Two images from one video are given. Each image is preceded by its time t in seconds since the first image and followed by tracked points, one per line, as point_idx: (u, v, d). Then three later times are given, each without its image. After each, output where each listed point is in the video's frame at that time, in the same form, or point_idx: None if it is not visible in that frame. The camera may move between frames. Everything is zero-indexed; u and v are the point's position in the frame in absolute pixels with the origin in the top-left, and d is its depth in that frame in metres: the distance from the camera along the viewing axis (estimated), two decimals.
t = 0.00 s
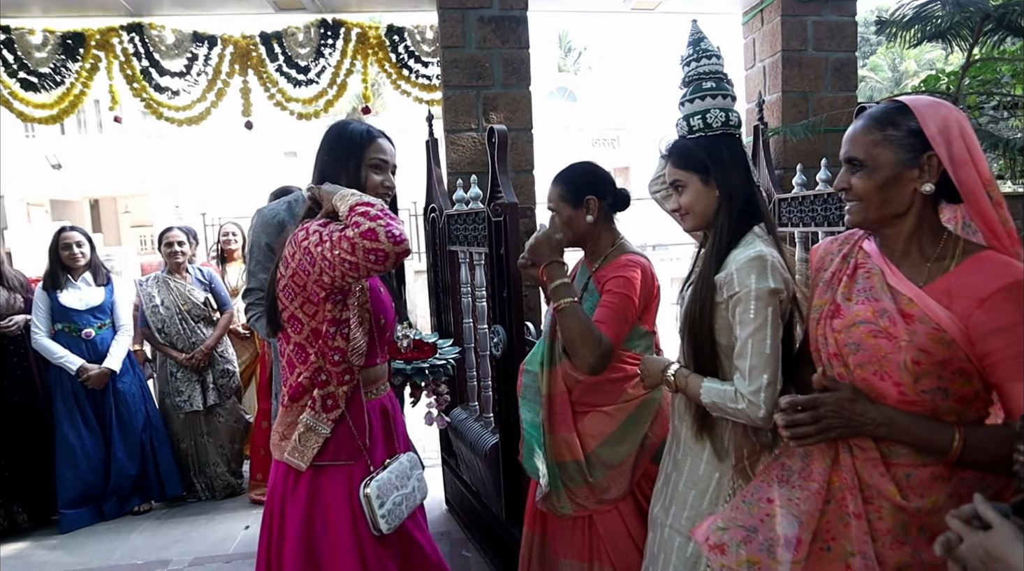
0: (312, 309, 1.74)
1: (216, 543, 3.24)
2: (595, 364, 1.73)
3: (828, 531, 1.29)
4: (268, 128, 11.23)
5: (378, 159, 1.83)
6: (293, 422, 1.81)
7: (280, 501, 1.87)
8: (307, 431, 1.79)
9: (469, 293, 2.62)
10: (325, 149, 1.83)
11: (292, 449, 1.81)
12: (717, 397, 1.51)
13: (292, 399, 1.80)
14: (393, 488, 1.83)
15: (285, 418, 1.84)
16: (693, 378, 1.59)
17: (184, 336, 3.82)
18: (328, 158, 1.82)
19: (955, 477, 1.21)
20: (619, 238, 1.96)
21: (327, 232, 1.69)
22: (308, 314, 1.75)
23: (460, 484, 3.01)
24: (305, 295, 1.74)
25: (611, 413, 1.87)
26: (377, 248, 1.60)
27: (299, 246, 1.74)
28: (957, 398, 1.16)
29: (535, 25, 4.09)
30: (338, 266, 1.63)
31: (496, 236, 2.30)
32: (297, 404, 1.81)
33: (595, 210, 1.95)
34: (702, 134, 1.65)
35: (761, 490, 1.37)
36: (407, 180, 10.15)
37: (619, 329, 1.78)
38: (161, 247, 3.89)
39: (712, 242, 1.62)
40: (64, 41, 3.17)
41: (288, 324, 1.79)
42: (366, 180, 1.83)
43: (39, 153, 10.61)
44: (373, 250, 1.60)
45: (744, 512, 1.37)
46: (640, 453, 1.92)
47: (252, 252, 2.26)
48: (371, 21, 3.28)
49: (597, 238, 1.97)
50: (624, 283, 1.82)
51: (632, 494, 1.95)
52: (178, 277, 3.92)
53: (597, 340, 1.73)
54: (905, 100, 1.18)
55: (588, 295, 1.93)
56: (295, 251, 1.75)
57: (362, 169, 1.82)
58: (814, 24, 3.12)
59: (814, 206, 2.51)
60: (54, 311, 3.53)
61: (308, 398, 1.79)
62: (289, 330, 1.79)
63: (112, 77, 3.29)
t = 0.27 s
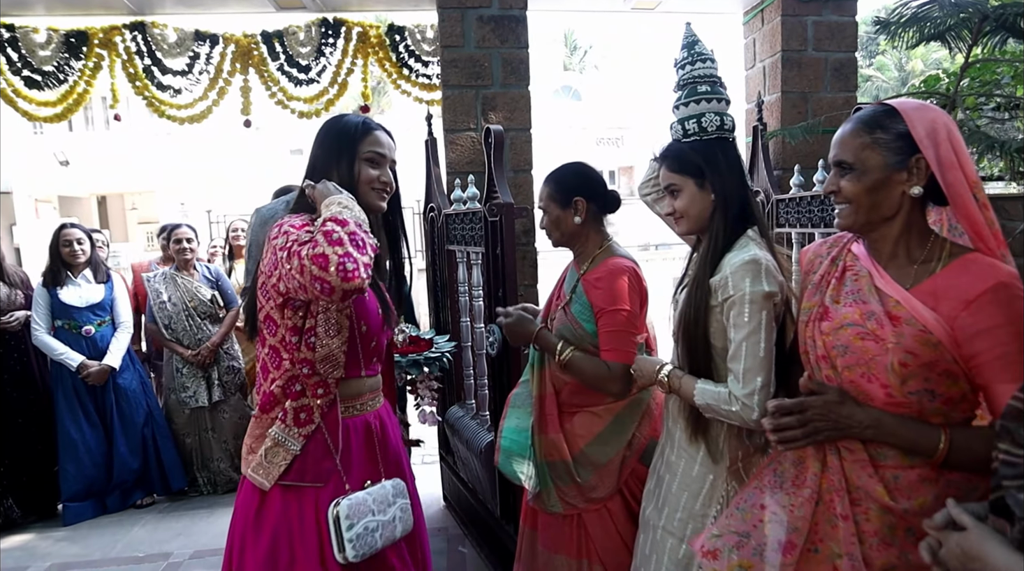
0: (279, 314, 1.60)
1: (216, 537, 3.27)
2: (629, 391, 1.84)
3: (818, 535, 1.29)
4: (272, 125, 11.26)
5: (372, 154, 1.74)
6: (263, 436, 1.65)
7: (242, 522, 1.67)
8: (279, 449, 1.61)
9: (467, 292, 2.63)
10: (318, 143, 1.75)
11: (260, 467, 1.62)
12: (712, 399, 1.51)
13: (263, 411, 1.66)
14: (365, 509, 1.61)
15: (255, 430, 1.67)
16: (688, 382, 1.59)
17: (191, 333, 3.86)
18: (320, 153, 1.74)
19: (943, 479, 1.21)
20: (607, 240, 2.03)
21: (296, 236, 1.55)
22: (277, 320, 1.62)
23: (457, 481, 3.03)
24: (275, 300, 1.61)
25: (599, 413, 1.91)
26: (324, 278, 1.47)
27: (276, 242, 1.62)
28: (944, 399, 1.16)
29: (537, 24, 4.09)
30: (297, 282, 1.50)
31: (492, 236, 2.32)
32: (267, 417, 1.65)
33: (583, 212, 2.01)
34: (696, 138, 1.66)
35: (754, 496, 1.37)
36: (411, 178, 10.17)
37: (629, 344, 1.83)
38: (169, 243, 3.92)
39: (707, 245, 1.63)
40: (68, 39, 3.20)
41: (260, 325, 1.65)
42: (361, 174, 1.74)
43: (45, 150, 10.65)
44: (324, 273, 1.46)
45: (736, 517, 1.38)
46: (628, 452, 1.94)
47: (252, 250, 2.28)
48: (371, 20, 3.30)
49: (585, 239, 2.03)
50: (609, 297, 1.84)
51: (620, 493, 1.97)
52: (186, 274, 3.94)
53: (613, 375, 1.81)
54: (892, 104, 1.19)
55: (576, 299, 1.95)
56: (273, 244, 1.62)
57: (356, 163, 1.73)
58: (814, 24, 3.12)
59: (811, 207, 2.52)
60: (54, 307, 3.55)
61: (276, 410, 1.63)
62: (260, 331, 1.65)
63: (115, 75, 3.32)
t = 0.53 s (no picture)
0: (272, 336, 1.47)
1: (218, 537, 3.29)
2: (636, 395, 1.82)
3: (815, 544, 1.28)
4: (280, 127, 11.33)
5: (390, 159, 1.54)
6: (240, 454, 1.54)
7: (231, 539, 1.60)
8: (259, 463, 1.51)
9: (467, 296, 2.63)
10: (333, 137, 1.53)
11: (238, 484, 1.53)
12: (711, 403, 1.49)
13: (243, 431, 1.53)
14: (310, 551, 1.40)
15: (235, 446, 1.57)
16: (686, 386, 1.58)
17: (198, 334, 3.88)
18: (333, 148, 1.53)
19: (938, 489, 1.19)
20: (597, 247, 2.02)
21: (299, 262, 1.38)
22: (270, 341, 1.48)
23: (457, 484, 3.02)
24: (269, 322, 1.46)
25: (592, 419, 1.91)
26: (320, 335, 1.31)
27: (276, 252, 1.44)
28: (940, 408, 1.15)
29: (542, 26, 4.10)
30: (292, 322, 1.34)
31: (491, 240, 2.33)
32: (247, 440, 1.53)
33: (575, 216, 2.01)
34: (696, 147, 1.65)
35: (752, 507, 1.36)
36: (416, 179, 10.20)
37: (629, 347, 1.83)
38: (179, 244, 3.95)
39: (709, 252, 1.62)
40: (76, 42, 3.23)
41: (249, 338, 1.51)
42: (379, 181, 1.54)
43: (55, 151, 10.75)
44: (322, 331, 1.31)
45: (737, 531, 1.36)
46: (621, 459, 1.94)
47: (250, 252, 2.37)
48: (375, 23, 3.31)
49: (578, 245, 2.03)
50: (603, 303, 1.84)
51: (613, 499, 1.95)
52: (195, 275, 3.98)
53: (617, 382, 1.81)
54: (885, 110, 1.19)
55: (568, 305, 1.95)
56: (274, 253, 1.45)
57: (373, 166, 1.53)
58: (819, 27, 3.10)
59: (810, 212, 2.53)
60: (55, 309, 3.56)
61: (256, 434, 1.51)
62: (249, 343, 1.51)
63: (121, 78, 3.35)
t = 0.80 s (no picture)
0: (302, 356, 1.35)
1: (218, 540, 3.31)
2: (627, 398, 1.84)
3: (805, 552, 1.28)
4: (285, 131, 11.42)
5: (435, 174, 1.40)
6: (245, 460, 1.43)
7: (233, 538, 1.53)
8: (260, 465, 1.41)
9: (467, 300, 2.64)
10: (372, 141, 1.39)
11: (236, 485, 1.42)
12: (707, 402, 1.49)
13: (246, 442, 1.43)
14: (265, 567, 1.32)
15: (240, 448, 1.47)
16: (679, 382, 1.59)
17: (204, 338, 3.91)
18: (371, 155, 1.38)
19: (927, 496, 1.19)
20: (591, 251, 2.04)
21: (349, 294, 1.25)
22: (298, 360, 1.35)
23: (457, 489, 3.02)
24: (299, 338, 1.33)
25: (584, 424, 1.93)
26: (379, 401, 1.19)
27: (320, 268, 1.30)
28: (929, 415, 1.15)
29: (543, 31, 4.12)
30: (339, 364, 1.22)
31: (490, 245, 2.34)
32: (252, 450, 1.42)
33: (569, 222, 2.03)
34: (694, 154, 1.67)
35: (744, 516, 1.36)
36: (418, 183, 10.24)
37: (621, 352, 1.84)
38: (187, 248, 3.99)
39: (710, 257, 1.63)
40: (82, 49, 3.28)
41: (271, 347, 1.37)
42: (418, 198, 1.40)
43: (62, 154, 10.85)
44: (377, 391, 1.19)
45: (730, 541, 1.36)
46: (613, 465, 1.94)
47: (251, 255, 2.39)
48: (377, 30, 3.34)
49: (571, 250, 2.05)
50: (594, 308, 1.85)
51: (607, 505, 1.94)
52: (201, 279, 4.01)
53: (607, 387, 1.83)
54: (870, 120, 1.20)
55: (561, 310, 1.96)
56: (317, 266, 1.30)
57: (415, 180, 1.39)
58: (819, 33, 3.10)
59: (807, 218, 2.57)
60: (58, 313, 3.60)
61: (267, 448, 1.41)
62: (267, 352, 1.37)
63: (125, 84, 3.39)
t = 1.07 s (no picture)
0: (367, 373, 1.32)
1: (214, 543, 3.33)
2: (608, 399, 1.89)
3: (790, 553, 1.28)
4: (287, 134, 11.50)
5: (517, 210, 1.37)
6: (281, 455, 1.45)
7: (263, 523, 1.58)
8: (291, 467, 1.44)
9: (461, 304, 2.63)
10: (460, 167, 1.35)
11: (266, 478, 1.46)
12: (704, 394, 1.59)
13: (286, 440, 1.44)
14: (279, 568, 1.37)
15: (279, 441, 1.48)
16: (672, 374, 1.66)
17: (203, 341, 3.94)
18: (459, 181, 1.34)
19: (907, 497, 1.20)
20: (580, 252, 2.06)
21: (428, 324, 1.21)
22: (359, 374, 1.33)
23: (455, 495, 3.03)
24: (365, 353, 1.30)
25: (574, 426, 1.94)
26: (442, 443, 1.17)
27: (400, 286, 1.27)
28: (906, 417, 1.15)
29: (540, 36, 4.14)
30: (410, 394, 1.19)
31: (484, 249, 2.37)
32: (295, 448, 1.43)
33: (561, 225, 2.04)
34: (684, 158, 1.73)
35: (731, 521, 1.37)
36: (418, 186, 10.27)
37: (604, 355, 1.87)
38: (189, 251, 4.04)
39: (700, 258, 1.68)
40: (83, 54, 3.33)
41: (333, 352, 1.34)
42: (500, 232, 1.36)
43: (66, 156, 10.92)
44: (445, 433, 1.16)
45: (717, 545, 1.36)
46: (603, 466, 1.94)
47: (250, 256, 2.40)
48: (374, 35, 3.37)
49: (562, 252, 2.06)
50: (582, 310, 1.88)
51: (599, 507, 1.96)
52: (202, 282, 4.04)
53: (589, 388, 1.87)
54: (839, 127, 1.21)
55: (550, 312, 1.98)
56: (397, 282, 1.27)
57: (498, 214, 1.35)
58: (814, 38, 3.12)
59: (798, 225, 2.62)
60: (56, 318, 3.63)
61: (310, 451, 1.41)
62: (327, 357, 1.35)
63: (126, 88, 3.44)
